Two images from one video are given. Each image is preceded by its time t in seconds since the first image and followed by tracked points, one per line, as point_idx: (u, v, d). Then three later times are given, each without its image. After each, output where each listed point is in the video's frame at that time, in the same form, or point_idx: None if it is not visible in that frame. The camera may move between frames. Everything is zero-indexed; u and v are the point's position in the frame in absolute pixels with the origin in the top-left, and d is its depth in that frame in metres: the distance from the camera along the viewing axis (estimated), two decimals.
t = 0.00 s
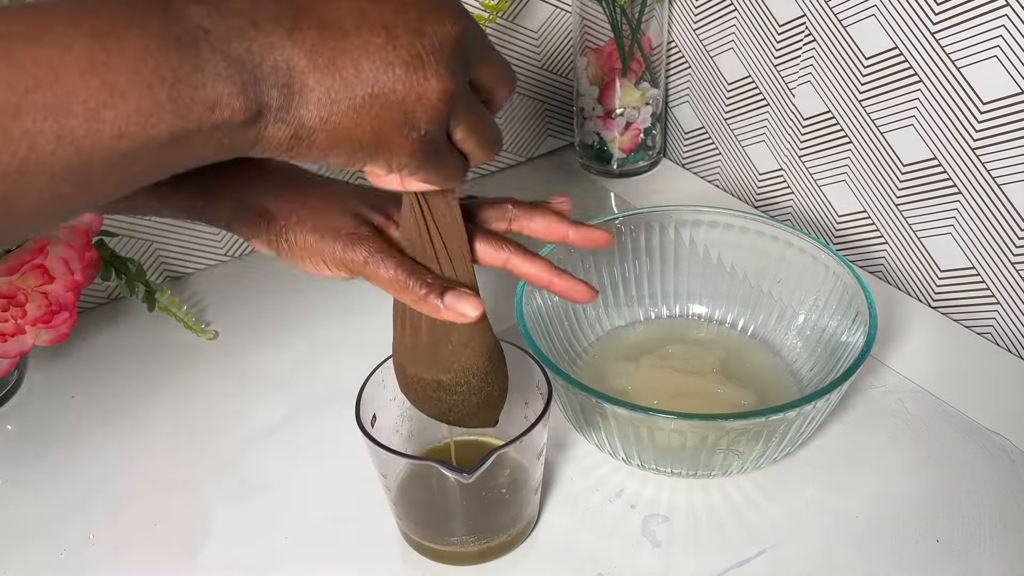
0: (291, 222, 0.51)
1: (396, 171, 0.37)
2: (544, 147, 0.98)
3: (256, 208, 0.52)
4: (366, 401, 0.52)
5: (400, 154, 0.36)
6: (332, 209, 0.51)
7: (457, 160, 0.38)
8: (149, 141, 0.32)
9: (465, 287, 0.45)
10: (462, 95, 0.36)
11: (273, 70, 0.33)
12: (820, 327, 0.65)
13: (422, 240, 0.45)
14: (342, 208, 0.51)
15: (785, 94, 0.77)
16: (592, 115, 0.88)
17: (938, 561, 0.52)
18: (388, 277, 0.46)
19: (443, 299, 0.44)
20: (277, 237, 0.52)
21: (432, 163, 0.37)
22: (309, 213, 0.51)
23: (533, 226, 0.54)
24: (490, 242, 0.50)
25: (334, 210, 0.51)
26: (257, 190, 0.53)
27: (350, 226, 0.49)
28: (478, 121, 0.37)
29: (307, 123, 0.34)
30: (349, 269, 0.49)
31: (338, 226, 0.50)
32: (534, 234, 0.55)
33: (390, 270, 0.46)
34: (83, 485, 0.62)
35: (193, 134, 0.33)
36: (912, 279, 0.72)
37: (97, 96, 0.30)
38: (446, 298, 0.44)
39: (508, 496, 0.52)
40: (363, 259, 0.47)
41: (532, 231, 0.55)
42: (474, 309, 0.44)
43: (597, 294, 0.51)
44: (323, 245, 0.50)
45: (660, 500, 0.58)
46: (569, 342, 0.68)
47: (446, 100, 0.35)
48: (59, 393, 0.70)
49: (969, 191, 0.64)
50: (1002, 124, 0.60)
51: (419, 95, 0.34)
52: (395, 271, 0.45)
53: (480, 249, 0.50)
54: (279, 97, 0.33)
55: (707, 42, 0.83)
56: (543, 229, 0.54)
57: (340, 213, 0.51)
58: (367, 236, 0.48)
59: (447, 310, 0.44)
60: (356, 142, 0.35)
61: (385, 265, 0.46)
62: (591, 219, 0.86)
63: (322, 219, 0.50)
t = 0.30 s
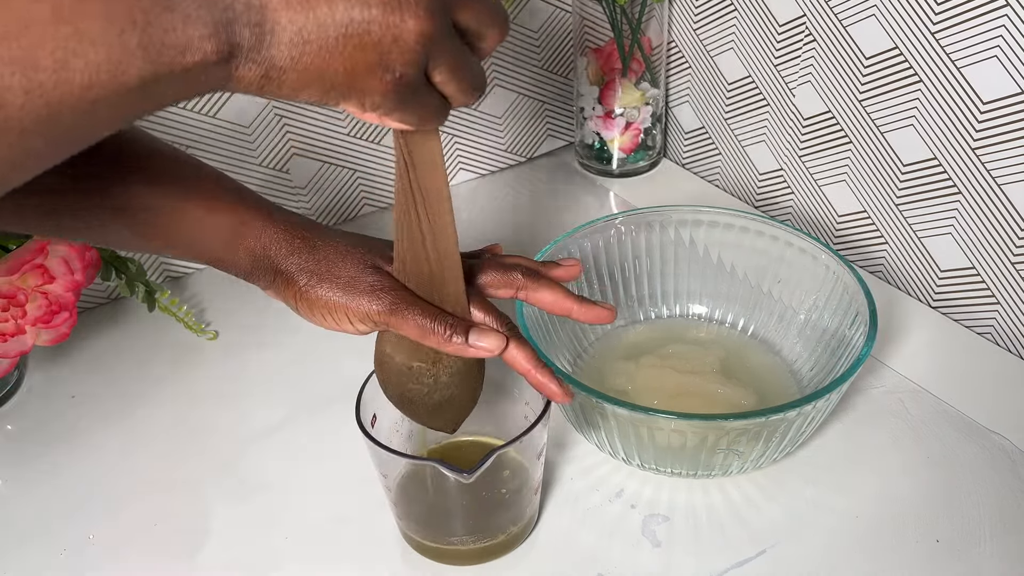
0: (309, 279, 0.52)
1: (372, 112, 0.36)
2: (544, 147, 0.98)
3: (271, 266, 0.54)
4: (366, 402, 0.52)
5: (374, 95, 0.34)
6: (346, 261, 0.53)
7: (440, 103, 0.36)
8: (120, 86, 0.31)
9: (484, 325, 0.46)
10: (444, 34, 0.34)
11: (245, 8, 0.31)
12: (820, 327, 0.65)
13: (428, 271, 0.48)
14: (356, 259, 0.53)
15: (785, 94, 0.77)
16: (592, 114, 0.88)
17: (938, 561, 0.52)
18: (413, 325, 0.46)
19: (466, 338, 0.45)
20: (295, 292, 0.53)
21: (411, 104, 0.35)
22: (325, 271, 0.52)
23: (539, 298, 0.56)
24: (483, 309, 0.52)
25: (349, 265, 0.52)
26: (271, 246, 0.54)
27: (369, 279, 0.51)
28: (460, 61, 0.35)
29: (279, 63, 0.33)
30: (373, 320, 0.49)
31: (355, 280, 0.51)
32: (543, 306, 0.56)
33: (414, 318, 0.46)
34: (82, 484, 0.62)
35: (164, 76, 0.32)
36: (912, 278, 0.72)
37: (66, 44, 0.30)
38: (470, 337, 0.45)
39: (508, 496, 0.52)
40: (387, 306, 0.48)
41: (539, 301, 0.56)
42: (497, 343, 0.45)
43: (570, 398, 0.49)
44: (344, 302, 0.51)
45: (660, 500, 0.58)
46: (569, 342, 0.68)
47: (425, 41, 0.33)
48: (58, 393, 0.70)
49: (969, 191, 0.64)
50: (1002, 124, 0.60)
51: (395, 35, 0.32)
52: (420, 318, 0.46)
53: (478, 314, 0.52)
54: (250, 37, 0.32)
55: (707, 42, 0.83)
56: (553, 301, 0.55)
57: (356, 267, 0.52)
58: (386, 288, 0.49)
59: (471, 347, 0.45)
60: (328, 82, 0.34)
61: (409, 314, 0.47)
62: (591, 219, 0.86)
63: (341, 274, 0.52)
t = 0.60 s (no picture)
0: (313, 293, 0.52)
1: None
2: (544, 147, 0.98)
3: (274, 283, 0.54)
4: (366, 402, 0.52)
5: None
6: (347, 273, 0.52)
7: None
8: None
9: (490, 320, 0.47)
10: None
11: None
12: (820, 327, 0.65)
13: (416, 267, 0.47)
14: (357, 270, 0.52)
15: (785, 94, 0.77)
16: (592, 114, 0.88)
17: (938, 561, 0.52)
18: (419, 327, 0.47)
19: (473, 333, 0.46)
20: (297, 309, 0.53)
21: None
22: (327, 284, 0.52)
23: (537, 303, 0.56)
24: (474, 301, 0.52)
25: (349, 275, 0.52)
26: (273, 264, 0.54)
27: (372, 289, 0.50)
28: None
29: None
30: (380, 329, 0.49)
31: (359, 290, 0.50)
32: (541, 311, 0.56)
33: (420, 319, 0.47)
34: (81, 484, 0.62)
35: None
36: (912, 278, 0.72)
37: None
38: (476, 332, 0.46)
39: (508, 496, 0.52)
40: (392, 313, 0.48)
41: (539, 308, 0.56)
42: (504, 334, 0.46)
43: (587, 378, 0.49)
44: (348, 313, 0.50)
45: (660, 500, 0.58)
46: (569, 342, 0.68)
47: None
48: (58, 393, 0.70)
49: (969, 191, 0.64)
50: (1002, 124, 0.60)
51: None
52: (426, 320, 0.47)
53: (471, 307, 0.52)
54: None
55: (707, 42, 0.83)
56: (553, 306, 0.56)
57: (357, 277, 0.51)
58: (389, 295, 0.49)
59: (479, 343, 0.46)
60: None
61: (415, 317, 0.47)
62: (591, 219, 0.86)
63: (344, 287, 0.51)
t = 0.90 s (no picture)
0: (317, 308, 0.53)
1: None
2: (544, 147, 0.98)
3: (279, 297, 0.55)
4: (366, 402, 0.52)
5: None
6: (350, 286, 0.53)
7: None
8: None
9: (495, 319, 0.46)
10: None
11: None
12: (819, 327, 0.65)
13: (410, 271, 0.48)
14: (360, 283, 0.53)
15: (784, 94, 0.77)
16: (592, 114, 0.88)
17: (938, 561, 0.52)
18: (424, 333, 0.47)
19: (478, 334, 0.46)
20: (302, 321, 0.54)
21: None
22: (332, 298, 0.53)
23: (543, 303, 0.56)
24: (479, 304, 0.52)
25: (351, 286, 0.53)
26: (278, 280, 0.54)
27: (375, 301, 0.51)
28: None
29: None
30: (385, 340, 0.50)
31: (363, 302, 0.51)
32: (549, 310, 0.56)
33: (424, 326, 0.47)
34: (81, 485, 0.62)
35: None
36: (912, 278, 0.72)
37: None
38: (481, 333, 0.45)
39: (508, 496, 0.51)
40: (396, 322, 0.49)
41: (545, 308, 0.56)
42: (509, 334, 0.45)
43: (604, 360, 0.49)
44: (351, 326, 0.51)
45: (660, 500, 0.58)
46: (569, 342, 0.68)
47: None
48: (58, 394, 0.70)
49: (968, 191, 0.64)
50: (1002, 124, 0.60)
51: None
52: (431, 326, 0.47)
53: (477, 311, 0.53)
54: None
55: (707, 42, 0.83)
56: (559, 305, 0.55)
57: (360, 289, 0.52)
58: (392, 306, 0.50)
59: (483, 344, 0.46)
60: None
61: (418, 324, 0.48)
62: (591, 219, 0.86)
63: (347, 299, 0.52)
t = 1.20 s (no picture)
0: (316, 308, 0.53)
1: None
2: (544, 147, 0.98)
3: (279, 298, 0.54)
4: (366, 402, 0.52)
5: None
6: (349, 284, 0.53)
7: None
8: None
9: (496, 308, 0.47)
10: None
11: None
12: (819, 327, 0.65)
13: (409, 268, 0.48)
14: (359, 280, 0.53)
15: (784, 94, 0.77)
16: (592, 114, 0.88)
17: (938, 561, 0.52)
18: (424, 326, 0.47)
19: (479, 323, 0.46)
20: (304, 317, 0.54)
21: None
22: (330, 298, 0.53)
23: (547, 291, 0.56)
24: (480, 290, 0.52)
25: (349, 284, 0.53)
26: (277, 279, 0.54)
27: (374, 300, 0.51)
28: None
29: None
30: (385, 337, 0.50)
31: (361, 300, 0.51)
32: (552, 299, 0.56)
33: (424, 319, 0.48)
34: (81, 485, 0.62)
35: None
36: (912, 279, 0.72)
37: None
38: (483, 323, 0.46)
39: (507, 497, 0.51)
40: (395, 318, 0.49)
41: (548, 297, 0.56)
42: (511, 326, 0.46)
43: (609, 345, 0.51)
44: (352, 324, 0.51)
45: (660, 500, 0.58)
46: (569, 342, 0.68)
47: None
48: (58, 394, 0.70)
49: (969, 191, 0.64)
50: (1002, 124, 0.60)
51: None
52: (431, 319, 0.47)
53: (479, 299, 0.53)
54: None
55: (707, 43, 0.83)
56: (563, 293, 0.56)
57: (358, 287, 0.52)
58: (390, 304, 0.50)
59: (486, 333, 0.46)
60: None
61: (417, 318, 0.48)
62: (591, 219, 0.86)
63: (346, 298, 0.52)
